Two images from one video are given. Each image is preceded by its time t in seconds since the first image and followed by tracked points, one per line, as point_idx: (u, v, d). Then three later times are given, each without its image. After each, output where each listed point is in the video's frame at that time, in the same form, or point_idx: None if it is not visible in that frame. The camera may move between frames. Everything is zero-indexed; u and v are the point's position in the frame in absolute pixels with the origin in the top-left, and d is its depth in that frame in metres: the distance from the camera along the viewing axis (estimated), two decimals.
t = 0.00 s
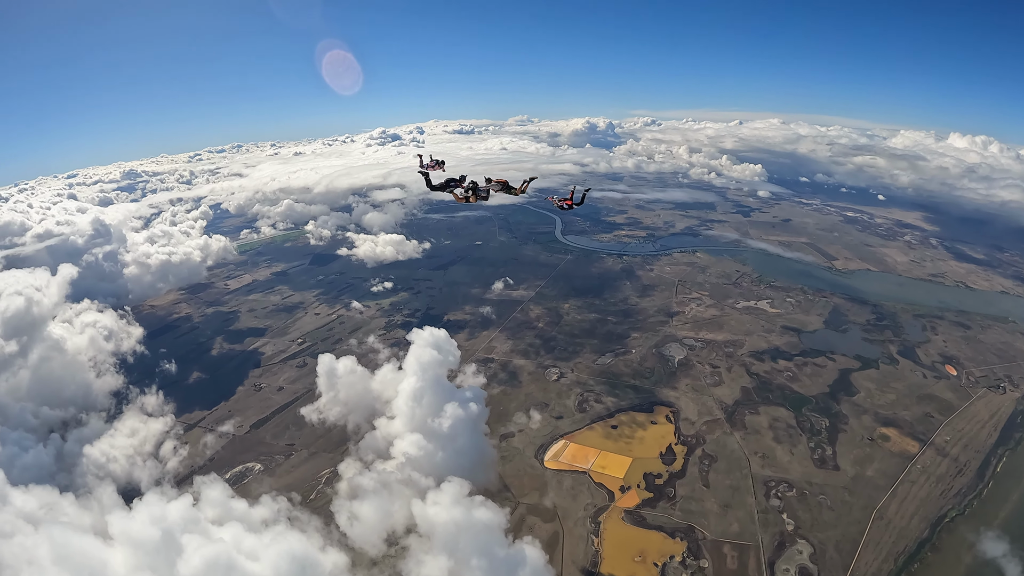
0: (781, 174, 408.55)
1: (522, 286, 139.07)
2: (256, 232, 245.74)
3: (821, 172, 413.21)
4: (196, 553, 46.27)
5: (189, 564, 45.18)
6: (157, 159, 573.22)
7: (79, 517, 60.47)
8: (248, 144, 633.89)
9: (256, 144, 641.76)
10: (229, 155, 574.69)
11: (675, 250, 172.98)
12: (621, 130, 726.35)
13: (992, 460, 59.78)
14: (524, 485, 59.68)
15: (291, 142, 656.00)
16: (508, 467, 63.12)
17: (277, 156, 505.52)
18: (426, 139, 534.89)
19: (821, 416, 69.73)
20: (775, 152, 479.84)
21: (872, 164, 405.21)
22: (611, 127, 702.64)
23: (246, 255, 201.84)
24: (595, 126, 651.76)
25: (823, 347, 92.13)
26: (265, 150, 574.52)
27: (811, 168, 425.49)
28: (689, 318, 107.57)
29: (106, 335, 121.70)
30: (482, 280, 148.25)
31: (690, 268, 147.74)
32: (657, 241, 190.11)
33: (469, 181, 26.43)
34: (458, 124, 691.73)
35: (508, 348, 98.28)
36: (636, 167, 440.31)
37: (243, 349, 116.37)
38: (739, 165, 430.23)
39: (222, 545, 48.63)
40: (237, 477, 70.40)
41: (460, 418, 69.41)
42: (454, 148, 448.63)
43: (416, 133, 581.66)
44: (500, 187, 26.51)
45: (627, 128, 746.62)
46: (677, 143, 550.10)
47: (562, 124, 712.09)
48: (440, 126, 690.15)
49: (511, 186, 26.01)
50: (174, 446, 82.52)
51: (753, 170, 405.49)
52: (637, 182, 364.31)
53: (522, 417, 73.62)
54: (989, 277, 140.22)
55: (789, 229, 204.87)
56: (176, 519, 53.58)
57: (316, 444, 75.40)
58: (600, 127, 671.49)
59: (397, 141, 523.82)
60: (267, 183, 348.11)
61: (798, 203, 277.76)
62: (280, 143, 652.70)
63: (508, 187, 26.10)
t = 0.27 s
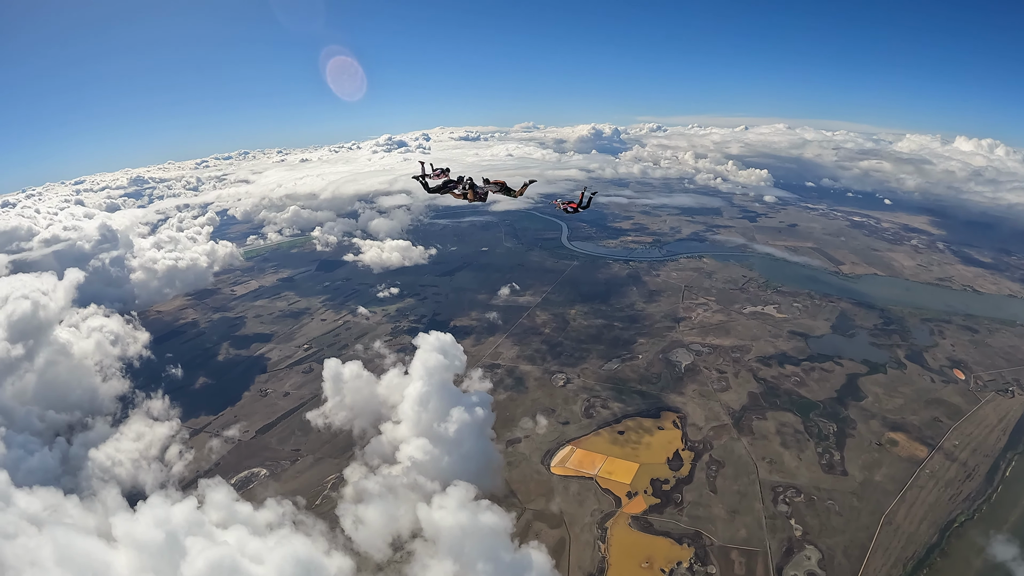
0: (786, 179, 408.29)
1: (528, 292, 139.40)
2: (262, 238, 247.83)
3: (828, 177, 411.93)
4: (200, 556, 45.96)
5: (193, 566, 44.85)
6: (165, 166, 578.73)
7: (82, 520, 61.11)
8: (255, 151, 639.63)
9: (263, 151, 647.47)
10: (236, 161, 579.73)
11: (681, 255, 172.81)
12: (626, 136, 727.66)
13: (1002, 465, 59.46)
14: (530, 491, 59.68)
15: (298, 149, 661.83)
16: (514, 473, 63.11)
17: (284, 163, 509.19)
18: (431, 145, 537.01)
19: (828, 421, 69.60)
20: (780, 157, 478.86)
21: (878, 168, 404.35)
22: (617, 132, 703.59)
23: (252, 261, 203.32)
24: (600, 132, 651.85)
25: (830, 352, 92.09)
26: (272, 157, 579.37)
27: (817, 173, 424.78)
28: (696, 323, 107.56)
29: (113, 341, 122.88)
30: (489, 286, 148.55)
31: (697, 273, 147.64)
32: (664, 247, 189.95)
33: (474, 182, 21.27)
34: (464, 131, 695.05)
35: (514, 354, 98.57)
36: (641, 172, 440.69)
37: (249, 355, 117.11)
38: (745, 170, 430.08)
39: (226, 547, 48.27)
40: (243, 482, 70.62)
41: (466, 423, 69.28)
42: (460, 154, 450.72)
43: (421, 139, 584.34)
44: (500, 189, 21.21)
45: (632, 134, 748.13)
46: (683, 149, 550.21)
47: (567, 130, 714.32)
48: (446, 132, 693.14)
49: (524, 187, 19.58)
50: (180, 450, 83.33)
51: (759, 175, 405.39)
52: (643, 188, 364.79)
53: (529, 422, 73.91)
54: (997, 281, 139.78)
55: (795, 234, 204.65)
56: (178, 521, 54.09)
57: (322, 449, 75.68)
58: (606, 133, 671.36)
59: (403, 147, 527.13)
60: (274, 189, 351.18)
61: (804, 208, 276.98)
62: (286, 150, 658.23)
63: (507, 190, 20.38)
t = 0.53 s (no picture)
0: (793, 184, 407.48)
1: (535, 296, 139.84)
2: (270, 242, 250.05)
3: (835, 182, 410.26)
4: (202, 557, 47.21)
5: (196, 567, 46.16)
6: (173, 169, 584.55)
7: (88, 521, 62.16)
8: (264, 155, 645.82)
9: (271, 155, 653.49)
10: (245, 165, 585.07)
11: (689, 260, 172.27)
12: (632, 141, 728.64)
13: (1012, 470, 59.12)
14: (536, 495, 59.65)
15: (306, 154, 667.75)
16: (520, 477, 63.15)
17: (291, 166, 512.85)
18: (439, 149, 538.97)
19: (836, 426, 69.47)
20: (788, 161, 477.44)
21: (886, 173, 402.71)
22: (624, 137, 704.08)
23: (259, 264, 204.95)
24: (608, 137, 652.02)
25: (838, 357, 92.01)
26: (280, 161, 584.03)
27: (825, 178, 423.37)
28: (703, 328, 107.60)
29: (120, 342, 124.08)
30: (495, 290, 148.95)
31: (704, 278, 147.45)
32: (671, 251, 189.64)
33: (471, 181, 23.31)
34: (471, 135, 698.33)
35: (521, 358, 98.87)
36: (648, 177, 441.11)
37: (256, 357, 118.00)
38: (752, 175, 429.45)
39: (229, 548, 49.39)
40: (249, 485, 71.02)
41: (472, 426, 70.30)
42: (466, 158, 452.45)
43: (428, 143, 586.63)
44: (500, 189, 23.25)
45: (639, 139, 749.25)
46: (691, 153, 549.34)
47: (574, 135, 716.15)
48: (452, 137, 696.06)
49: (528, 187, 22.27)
50: (185, 451, 84.09)
51: (766, 180, 404.74)
52: (649, 192, 364.89)
53: (535, 426, 74.20)
54: (1005, 286, 139.14)
55: (803, 239, 204.16)
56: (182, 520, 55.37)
57: (327, 453, 76.08)
58: (613, 137, 671.07)
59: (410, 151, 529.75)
60: (281, 193, 354.12)
61: (812, 213, 275.92)
62: (295, 154, 664.21)
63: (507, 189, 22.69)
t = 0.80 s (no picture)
0: (804, 191, 405.80)
1: (545, 301, 140.58)
2: (280, 245, 253.38)
3: (847, 190, 407.67)
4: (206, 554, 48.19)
5: (200, 564, 47.20)
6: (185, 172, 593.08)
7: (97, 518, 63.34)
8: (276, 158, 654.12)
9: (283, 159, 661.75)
10: (257, 168, 592.71)
11: (700, 267, 171.33)
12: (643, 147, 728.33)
13: None
14: (544, 500, 59.73)
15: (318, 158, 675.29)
16: (528, 482, 63.32)
17: (303, 170, 518.11)
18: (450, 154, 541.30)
19: (846, 434, 69.30)
20: (799, 168, 474.89)
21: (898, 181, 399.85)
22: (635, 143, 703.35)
23: (270, 267, 207.62)
24: (619, 143, 650.54)
25: (848, 365, 91.89)
26: (291, 164, 590.54)
27: (836, 185, 420.83)
28: (713, 335, 107.74)
29: (129, 341, 127.71)
30: (505, 295, 149.69)
31: (714, 285, 147.21)
32: (681, 258, 189.34)
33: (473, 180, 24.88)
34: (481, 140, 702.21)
35: (530, 363, 99.60)
36: (659, 184, 441.07)
37: (265, 359, 119.40)
38: (763, 182, 428.13)
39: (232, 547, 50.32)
40: (256, 486, 71.76)
41: (480, 429, 71.80)
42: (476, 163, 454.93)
43: (438, 147, 589.73)
44: (504, 190, 24.58)
45: (650, 146, 749.39)
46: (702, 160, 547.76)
47: (583, 141, 718.00)
48: (463, 142, 698.95)
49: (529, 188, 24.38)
50: (193, 451, 85.33)
51: (777, 188, 403.37)
52: (659, 199, 364.85)
53: (543, 430, 74.80)
54: (1018, 295, 137.95)
55: (814, 247, 203.26)
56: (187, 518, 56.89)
57: (334, 455, 76.83)
58: (625, 144, 667.76)
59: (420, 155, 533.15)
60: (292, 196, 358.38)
61: (823, 221, 274.36)
62: (307, 158, 671.88)
63: (511, 190, 24.63)
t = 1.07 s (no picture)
0: (815, 201, 404.69)
1: (554, 308, 141.26)
2: (291, 249, 256.55)
3: (857, 200, 405.92)
4: (211, 552, 49.95)
5: (205, 563, 48.86)
6: (197, 175, 601.47)
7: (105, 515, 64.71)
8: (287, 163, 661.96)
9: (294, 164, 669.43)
10: (268, 171, 599.66)
11: (710, 275, 170.52)
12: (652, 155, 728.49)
13: None
14: (550, 507, 59.82)
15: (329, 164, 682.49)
16: (534, 489, 63.44)
17: (314, 174, 523.27)
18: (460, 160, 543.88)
19: (855, 445, 69.19)
20: (809, 178, 473.47)
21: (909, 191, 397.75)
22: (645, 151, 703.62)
23: (280, 270, 210.06)
24: (630, 151, 650.27)
25: (858, 375, 91.82)
26: (302, 168, 597.04)
27: (847, 195, 418.78)
28: (722, 344, 107.85)
29: (137, 341, 130.64)
30: (514, 302, 150.34)
31: (724, 294, 147.00)
32: (691, 266, 189.21)
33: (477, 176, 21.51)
34: (491, 147, 706.18)
35: (539, 370, 100.31)
36: (670, 193, 441.08)
37: (273, 362, 120.57)
38: (773, 191, 427.22)
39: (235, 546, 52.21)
40: (262, 488, 72.19)
41: (487, 434, 72.50)
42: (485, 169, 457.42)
43: (448, 154, 593.85)
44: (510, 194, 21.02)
45: (660, 155, 749.69)
46: (713, 168, 546.83)
47: (593, 148, 719.99)
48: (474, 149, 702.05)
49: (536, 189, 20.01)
50: (199, 451, 86.16)
51: (788, 198, 402.48)
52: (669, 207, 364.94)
53: (550, 436, 75.30)
54: None
55: (824, 256, 202.63)
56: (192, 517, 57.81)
57: (341, 459, 77.35)
58: (635, 152, 666.57)
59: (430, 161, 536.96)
60: (303, 200, 362.28)
61: (833, 230, 273.36)
62: (318, 164, 679.17)
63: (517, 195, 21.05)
